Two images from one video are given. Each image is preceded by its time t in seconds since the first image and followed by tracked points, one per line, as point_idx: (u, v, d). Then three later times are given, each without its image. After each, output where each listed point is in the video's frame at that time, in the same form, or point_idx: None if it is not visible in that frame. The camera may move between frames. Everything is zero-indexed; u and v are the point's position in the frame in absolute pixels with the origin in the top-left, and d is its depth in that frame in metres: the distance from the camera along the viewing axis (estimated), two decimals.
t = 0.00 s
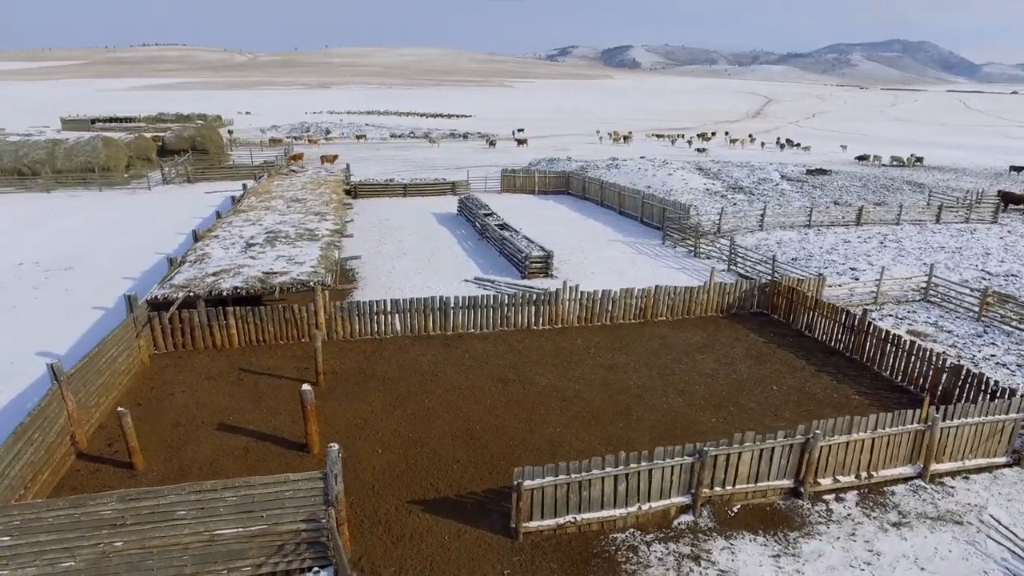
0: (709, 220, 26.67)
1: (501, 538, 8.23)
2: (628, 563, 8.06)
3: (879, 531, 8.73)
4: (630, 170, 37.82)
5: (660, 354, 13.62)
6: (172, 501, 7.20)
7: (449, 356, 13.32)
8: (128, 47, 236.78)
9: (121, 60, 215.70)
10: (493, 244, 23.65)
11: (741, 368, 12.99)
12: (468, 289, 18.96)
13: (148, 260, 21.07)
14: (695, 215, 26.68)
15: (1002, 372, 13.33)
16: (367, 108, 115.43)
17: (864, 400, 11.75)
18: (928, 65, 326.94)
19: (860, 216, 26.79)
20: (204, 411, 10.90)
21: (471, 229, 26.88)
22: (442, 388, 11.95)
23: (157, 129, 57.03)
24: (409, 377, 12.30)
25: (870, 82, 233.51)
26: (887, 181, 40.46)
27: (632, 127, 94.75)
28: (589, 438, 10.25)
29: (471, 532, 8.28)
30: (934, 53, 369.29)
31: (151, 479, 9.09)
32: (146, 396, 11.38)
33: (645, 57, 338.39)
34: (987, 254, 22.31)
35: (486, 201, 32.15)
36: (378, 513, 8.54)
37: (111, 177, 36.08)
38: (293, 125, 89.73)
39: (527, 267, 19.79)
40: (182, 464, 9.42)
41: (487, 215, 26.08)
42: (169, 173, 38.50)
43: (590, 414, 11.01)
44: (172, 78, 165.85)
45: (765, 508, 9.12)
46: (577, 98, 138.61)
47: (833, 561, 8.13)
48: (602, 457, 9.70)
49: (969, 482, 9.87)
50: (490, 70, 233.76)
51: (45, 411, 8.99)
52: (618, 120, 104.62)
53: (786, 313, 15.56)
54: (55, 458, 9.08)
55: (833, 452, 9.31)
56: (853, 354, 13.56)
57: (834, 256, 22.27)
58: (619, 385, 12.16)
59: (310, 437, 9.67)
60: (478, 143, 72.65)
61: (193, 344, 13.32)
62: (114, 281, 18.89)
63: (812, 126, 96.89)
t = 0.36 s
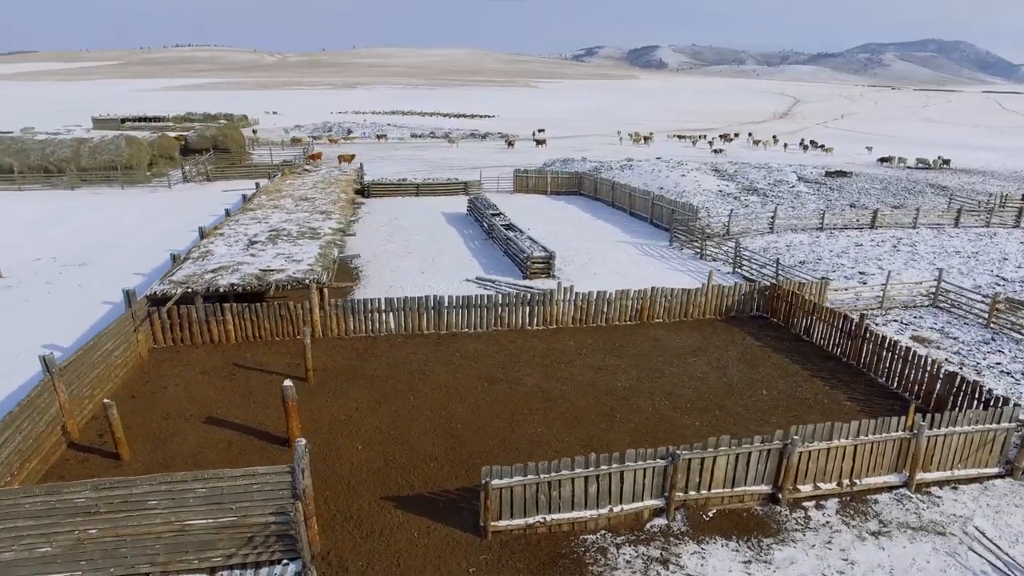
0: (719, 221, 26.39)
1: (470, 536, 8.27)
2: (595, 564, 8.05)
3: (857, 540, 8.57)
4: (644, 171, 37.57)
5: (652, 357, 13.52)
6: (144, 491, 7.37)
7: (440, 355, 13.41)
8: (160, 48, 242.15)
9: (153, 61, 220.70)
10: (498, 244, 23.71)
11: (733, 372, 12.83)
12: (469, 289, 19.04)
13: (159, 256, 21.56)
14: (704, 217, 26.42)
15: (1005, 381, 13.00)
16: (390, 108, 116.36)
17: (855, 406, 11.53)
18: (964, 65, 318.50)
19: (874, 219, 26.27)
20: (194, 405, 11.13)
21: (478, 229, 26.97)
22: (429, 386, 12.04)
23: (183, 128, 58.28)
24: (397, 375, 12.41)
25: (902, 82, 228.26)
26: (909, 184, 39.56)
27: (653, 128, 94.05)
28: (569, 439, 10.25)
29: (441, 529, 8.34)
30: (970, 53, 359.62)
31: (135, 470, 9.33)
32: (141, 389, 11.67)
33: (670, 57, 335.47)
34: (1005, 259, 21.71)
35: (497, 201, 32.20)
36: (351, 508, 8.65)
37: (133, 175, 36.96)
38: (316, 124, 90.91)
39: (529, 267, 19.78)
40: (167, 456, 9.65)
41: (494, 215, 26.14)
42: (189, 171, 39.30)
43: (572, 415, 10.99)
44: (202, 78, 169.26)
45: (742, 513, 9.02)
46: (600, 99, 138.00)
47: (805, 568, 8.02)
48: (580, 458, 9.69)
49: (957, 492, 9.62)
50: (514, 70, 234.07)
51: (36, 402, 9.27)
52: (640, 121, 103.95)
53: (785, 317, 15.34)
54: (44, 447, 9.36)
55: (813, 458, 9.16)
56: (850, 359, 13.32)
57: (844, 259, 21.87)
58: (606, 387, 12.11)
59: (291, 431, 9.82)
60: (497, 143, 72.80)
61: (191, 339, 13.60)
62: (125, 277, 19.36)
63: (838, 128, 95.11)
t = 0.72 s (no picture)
0: (730, 223, 26.09)
1: (439, 533, 8.35)
2: (562, 564, 8.06)
3: (833, 548, 8.42)
4: (659, 172, 37.24)
5: (644, 359, 13.44)
6: (120, 480, 7.60)
7: (432, 353, 13.50)
8: (193, 49, 247.57)
9: (186, 61, 225.86)
10: (505, 244, 23.77)
11: (725, 376, 12.69)
12: (471, 288, 19.12)
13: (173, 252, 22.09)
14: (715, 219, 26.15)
15: (1009, 390, 12.64)
16: (414, 109, 117.22)
17: (847, 412, 11.32)
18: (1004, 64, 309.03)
19: (891, 223, 25.72)
20: (188, 398, 11.43)
21: (488, 228, 27.07)
22: (418, 383, 12.15)
23: (209, 127, 59.51)
24: (387, 373, 12.54)
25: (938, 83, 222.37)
26: (933, 186, 38.61)
27: (676, 129, 93.19)
28: (550, 439, 10.26)
29: (412, 525, 8.43)
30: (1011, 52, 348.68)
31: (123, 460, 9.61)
32: (139, 382, 12.01)
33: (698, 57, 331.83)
34: None
35: (509, 201, 32.25)
36: (326, 502, 8.79)
37: (157, 174, 37.89)
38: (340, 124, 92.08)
39: (531, 267, 19.78)
40: (155, 447, 9.93)
41: (503, 215, 26.21)
42: (211, 170, 40.16)
43: (556, 416, 11.00)
44: (233, 78, 172.70)
45: (718, 518, 8.93)
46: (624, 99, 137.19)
47: None
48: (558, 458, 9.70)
49: (944, 503, 9.39)
50: (539, 71, 233.83)
51: (31, 391, 9.59)
52: (664, 121, 103.08)
53: (785, 320, 15.12)
54: (38, 435, 9.69)
55: (792, 464, 9.04)
56: (847, 364, 13.08)
57: (855, 263, 21.45)
58: (594, 387, 12.08)
59: (275, 425, 10.02)
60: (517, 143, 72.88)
61: (191, 334, 13.95)
62: (137, 273, 19.90)
63: (867, 129, 93.12)
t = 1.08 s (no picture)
0: (741, 225, 25.75)
1: (409, 528, 8.45)
2: (529, 564, 8.09)
3: (806, 556, 8.30)
4: (676, 172, 36.85)
5: (636, 360, 13.35)
6: (99, 468, 7.84)
7: (425, 351, 13.62)
8: (226, 50, 252.66)
9: (218, 61, 230.59)
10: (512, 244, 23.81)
11: (716, 378, 12.55)
12: (474, 288, 19.21)
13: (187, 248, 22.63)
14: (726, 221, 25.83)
15: (1013, 400, 12.31)
16: (438, 108, 117.85)
17: (837, 418, 11.11)
18: None
19: (908, 226, 25.13)
20: (182, 391, 11.74)
21: (498, 228, 27.14)
22: (406, 381, 12.29)
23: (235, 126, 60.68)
24: (378, 370, 12.69)
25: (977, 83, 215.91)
26: (961, 189, 37.55)
27: (701, 129, 92.10)
28: (530, 439, 10.29)
29: (383, 520, 8.54)
30: None
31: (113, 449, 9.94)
32: (138, 374, 12.37)
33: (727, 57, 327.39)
34: None
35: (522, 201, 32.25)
36: (302, 495, 8.96)
37: (180, 172, 38.78)
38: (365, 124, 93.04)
39: (534, 267, 19.77)
40: (145, 438, 10.24)
41: (513, 215, 26.25)
42: (233, 169, 40.97)
43: (539, 415, 11.03)
44: (263, 78, 175.77)
45: (691, 521, 8.86)
46: (649, 99, 136.00)
47: None
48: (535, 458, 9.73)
49: (929, 513, 9.17)
50: (567, 70, 233.03)
51: (28, 381, 9.95)
52: (689, 121, 101.96)
53: (785, 324, 14.89)
54: (35, 422, 10.06)
55: (769, 469, 8.92)
56: (843, 369, 12.85)
57: (867, 267, 21.01)
58: (581, 388, 12.07)
59: (260, 419, 10.24)
60: (538, 143, 72.82)
61: (193, 328, 14.30)
62: (151, 268, 20.45)
63: (899, 130, 90.85)
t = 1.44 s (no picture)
0: (753, 228, 25.39)
1: (380, 522, 8.58)
2: (494, 561, 8.14)
3: (775, 562, 8.21)
4: (692, 172, 36.38)
5: (627, 361, 13.27)
6: (80, 455, 8.14)
7: (417, 349, 13.75)
8: (259, 51, 257.40)
9: (251, 62, 235.04)
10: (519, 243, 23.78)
11: (706, 381, 12.40)
12: (475, 287, 19.09)
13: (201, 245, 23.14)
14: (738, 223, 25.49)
15: (1013, 410, 12.01)
16: (462, 108, 118.34)
17: (824, 424, 10.93)
18: None
19: (926, 230, 24.52)
20: (177, 384, 12.08)
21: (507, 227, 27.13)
22: (395, 378, 12.43)
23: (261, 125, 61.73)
24: (369, 368, 12.87)
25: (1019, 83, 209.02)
26: (989, 193, 36.46)
27: (727, 130, 90.84)
28: (509, 438, 10.34)
29: (354, 514, 8.68)
30: None
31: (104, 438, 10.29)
32: (137, 366, 12.76)
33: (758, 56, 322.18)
34: None
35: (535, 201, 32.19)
36: (279, 487, 9.16)
37: (203, 170, 39.61)
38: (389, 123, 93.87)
39: (537, 267, 19.71)
40: (137, 429, 10.58)
41: (522, 215, 26.23)
42: (255, 167, 41.72)
43: (522, 415, 11.07)
44: (293, 78, 178.72)
45: (662, 524, 8.81)
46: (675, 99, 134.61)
47: None
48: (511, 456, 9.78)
49: (910, 522, 8.98)
50: (594, 70, 232.08)
51: (26, 370, 10.35)
52: (716, 121, 100.63)
53: (783, 328, 14.66)
54: (32, 410, 10.47)
55: (743, 474, 8.82)
56: (837, 375, 12.61)
57: (878, 271, 20.57)
58: (568, 388, 12.07)
59: (246, 412, 10.50)
60: (560, 143, 72.62)
61: (195, 322, 14.67)
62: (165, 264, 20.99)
63: (932, 131, 88.42)
